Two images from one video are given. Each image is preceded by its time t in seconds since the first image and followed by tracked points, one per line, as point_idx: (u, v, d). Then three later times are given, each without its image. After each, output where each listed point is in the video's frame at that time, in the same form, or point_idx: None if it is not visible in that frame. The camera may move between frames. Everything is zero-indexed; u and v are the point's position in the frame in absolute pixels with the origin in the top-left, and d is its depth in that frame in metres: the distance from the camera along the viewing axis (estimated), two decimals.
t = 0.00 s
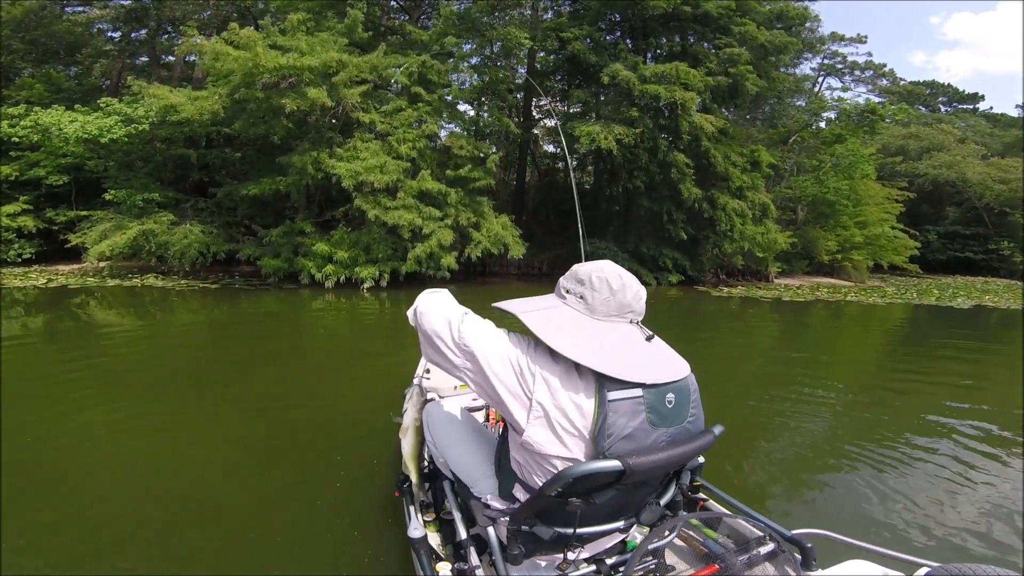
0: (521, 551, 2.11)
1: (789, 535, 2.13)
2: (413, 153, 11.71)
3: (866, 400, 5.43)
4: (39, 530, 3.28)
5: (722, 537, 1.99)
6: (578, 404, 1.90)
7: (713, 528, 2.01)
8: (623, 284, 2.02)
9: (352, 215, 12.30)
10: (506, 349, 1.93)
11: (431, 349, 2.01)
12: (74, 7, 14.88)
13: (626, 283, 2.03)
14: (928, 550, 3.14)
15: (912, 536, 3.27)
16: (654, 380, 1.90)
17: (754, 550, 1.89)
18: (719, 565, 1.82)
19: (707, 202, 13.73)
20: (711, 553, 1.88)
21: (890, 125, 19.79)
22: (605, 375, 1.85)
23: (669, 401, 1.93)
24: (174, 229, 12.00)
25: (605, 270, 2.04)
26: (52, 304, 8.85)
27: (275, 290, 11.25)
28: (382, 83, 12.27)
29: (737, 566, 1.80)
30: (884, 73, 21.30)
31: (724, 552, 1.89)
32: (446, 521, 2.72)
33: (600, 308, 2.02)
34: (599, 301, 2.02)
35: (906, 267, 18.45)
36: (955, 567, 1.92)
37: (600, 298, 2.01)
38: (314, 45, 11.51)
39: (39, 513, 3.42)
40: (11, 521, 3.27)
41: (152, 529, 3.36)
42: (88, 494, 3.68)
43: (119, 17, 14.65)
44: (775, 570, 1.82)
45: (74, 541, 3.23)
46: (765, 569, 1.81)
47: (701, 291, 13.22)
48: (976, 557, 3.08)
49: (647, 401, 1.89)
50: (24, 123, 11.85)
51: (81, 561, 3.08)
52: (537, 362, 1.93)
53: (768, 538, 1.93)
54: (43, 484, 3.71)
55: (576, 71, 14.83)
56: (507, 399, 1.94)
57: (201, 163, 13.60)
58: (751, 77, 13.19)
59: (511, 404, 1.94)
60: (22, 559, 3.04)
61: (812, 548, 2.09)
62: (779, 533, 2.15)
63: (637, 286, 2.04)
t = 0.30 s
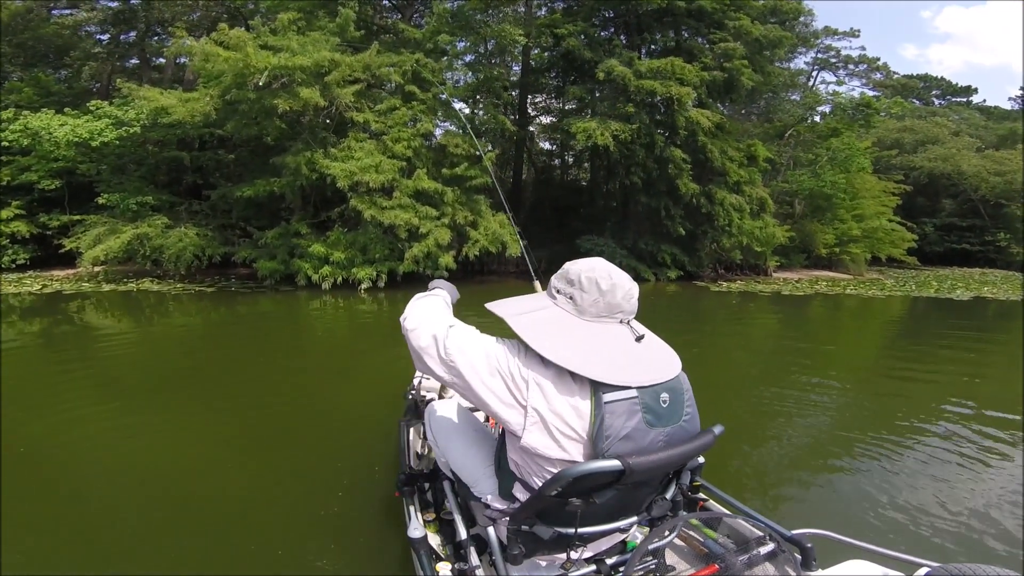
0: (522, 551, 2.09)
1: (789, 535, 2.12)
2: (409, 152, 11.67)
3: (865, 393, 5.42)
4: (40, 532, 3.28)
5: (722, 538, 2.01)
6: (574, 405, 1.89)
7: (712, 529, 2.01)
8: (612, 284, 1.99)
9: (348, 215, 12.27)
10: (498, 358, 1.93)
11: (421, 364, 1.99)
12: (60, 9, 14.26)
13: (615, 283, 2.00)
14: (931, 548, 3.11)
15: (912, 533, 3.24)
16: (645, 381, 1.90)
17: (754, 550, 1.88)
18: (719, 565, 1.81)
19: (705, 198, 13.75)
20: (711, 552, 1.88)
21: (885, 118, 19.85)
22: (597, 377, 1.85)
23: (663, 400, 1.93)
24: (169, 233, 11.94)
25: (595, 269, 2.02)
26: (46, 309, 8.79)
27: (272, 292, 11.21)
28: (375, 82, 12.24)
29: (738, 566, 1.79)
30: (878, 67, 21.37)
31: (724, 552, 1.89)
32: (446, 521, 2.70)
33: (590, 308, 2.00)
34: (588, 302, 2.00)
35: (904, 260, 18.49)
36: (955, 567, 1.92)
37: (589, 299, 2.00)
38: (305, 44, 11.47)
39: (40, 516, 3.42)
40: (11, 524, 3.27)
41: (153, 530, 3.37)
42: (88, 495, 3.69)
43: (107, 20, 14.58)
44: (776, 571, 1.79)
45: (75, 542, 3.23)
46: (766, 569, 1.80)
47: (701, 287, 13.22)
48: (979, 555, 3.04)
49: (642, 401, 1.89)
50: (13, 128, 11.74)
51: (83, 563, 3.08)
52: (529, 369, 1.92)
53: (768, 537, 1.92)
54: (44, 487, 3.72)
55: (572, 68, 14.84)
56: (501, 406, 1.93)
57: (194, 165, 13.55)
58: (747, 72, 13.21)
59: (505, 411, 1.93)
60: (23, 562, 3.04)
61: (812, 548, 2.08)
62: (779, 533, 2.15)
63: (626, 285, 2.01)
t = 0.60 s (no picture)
0: (522, 551, 2.09)
1: (789, 535, 2.13)
2: (408, 152, 11.65)
3: (864, 396, 5.44)
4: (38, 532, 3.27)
5: (722, 537, 1.98)
6: (570, 407, 1.89)
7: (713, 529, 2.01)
8: (612, 287, 1.96)
9: (346, 215, 12.24)
10: (495, 357, 1.95)
11: (429, 363, 2.04)
12: (59, 7, 14.49)
13: (616, 286, 1.97)
14: (930, 549, 3.12)
15: (912, 535, 3.24)
16: (641, 385, 1.88)
17: (754, 550, 1.89)
18: (719, 565, 1.82)
19: (704, 200, 13.76)
20: (711, 553, 1.88)
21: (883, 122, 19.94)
22: (592, 380, 1.85)
23: (661, 403, 1.92)
24: (165, 231, 11.89)
25: (595, 270, 1.99)
26: (41, 308, 8.73)
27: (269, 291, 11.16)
28: (375, 81, 12.20)
29: (738, 566, 1.80)
30: (876, 70, 21.47)
31: (724, 552, 1.89)
32: (445, 521, 2.69)
33: (589, 310, 1.98)
34: (588, 304, 1.98)
35: (901, 263, 18.55)
36: (954, 567, 1.94)
37: (589, 301, 1.98)
38: (304, 42, 11.42)
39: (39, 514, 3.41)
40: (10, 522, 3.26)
41: (154, 530, 3.36)
42: (88, 495, 3.67)
43: (106, 17, 14.57)
44: (776, 570, 1.81)
45: (75, 542, 3.22)
46: (765, 569, 1.81)
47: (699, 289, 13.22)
48: (978, 557, 3.05)
49: (639, 404, 1.88)
50: (9, 125, 11.61)
51: (83, 563, 3.07)
52: (526, 371, 1.92)
53: (768, 537, 1.93)
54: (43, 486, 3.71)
55: (571, 68, 14.87)
56: (497, 405, 1.94)
57: (191, 163, 13.51)
58: (747, 74, 13.24)
59: (502, 411, 1.94)
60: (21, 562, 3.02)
61: (812, 548, 2.09)
62: (780, 533, 2.15)
63: (627, 288, 1.98)
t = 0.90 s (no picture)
0: (522, 551, 2.08)
1: (789, 535, 2.13)
2: (407, 151, 11.64)
3: (862, 398, 5.46)
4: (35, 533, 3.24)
5: (722, 537, 1.96)
6: (565, 405, 1.88)
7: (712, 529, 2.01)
8: (607, 286, 1.96)
9: (344, 214, 12.21)
10: (492, 355, 1.95)
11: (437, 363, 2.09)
12: (58, 5, 14.12)
13: (611, 285, 1.96)
14: (930, 550, 3.13)
15: (910, 536, 3.25)
16: (635, 383, 1.87)
17: (754, 550, 1.90)
18: (719, 565, 1.83)
19: (704, 202, 13.77)
20: (712, 552, 1.88)
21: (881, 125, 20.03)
22: (585, 379, 1.84)
23: (657, 401, 1.90)
24: (161, 229, 11.83)
25: (591, 270, 1.99)
26: (37, 306, 8.67)
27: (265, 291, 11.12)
28: (375, 80, 12.18)
29: (738, 566, 1.81)
30: (875, 74, 21.56)
31: (724, 551, 1.89)
32: (446, 521, 2.69)
33: (584, 310, 1.98)
34: (583, 304, 1.98)
35: (898, 266, 18.63)
36: (954, 567, 1.97)
37: (584, 301, 1.98)
38: (304, 40, 11.37)
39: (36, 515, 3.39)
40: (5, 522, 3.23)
41: (152, 530, 3.34)
42: (85, 495, 3.65)
43: (106, 15, 14.37)
44: (775, 571, 1.83)
45: (72, 542, 3.20)
46: (765, 569, 1.83)
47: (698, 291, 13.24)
48: (976, 558, 3.06)
49: (632, 403, 1.86)
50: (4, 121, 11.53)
51: (79, 563, 3.05)
52: (520, 368, 1.92)
53: (768, 537, 1.94)
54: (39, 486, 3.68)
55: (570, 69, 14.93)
56: (493, 402, 1.95)
57: (189, 161, 13.47)
58: (748, 76, 13.28)
59: (499, 409, 1.95)
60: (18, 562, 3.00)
61: (812, 548, 2.09)
62: (779, 533, 2.16)
63: (623, 288, 1.97)
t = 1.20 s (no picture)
0: (522, 551, 2.07)
1: (789, 535, 2.13)
2: (404, 150, 11.63)
3: (858, 395, 5.47)
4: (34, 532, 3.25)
5: (722, 537, 1.96)
6: (559, 405, 1.87)
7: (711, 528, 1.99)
8: (597, 285, 1.95)
9: (341, 214, 12.19)
10: (485, 357, 1.95)
11: (431, 367, 2.10)
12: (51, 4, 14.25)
13: (601, 284, 1.95)
14: (929, 549, 3.11)
15: (910, 535, 3.23)
16: (628, 381, 1.86)
17: (753, 550, 1.90)
18: (719, 565, 1.82)
19: (702, 200, 13.77)
20: (711, 553, 1.88)
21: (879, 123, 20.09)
22: (578, 379, 1.83)
23: (650, 400, 1.89)
24: (156, 230, 11.77)
25: (581, 269, 1.98)
26: (30, 308, 8.62)
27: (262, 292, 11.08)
28: (371, 79, 12.15)
29: (738, 566, 1.82)
30: (871, 71, 21.63)
31: (724, 552, 1.88)
32: (446, 521, 2.68)
33: (576, 310, 1.97)
34: (575, 303, 1.97)
35: (896, 264, 18.69)
36: (954, 567, 1.99)
37: (575, 301, 1.97)
38: (300, 39, 11.32)
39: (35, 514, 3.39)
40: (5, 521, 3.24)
41: (151, 529, 3.35)
42: (84, 494, 3.65)
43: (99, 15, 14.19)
44: (776, 571, 1.83)
45: (71, 541, 3.21)
46: (765, 569, 1.83)
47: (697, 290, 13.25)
48: (976, 557, 3.04)
49: (624, 401, 1.85)
50: None
51: (78, 562, 3.06)
52: (514, 369, 1.91)
53: (768, 537, 1.94)
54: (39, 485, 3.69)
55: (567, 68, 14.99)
56: (487, 404, 1.95)
57: (183, 162, 13.43)
58: (746, 74, 13.28)
59: (494, 410, 1.95)
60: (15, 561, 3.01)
61: (812, 548, 2.09)
62: (779, 533, 2.16)
63: (613, 286, 1.96)
